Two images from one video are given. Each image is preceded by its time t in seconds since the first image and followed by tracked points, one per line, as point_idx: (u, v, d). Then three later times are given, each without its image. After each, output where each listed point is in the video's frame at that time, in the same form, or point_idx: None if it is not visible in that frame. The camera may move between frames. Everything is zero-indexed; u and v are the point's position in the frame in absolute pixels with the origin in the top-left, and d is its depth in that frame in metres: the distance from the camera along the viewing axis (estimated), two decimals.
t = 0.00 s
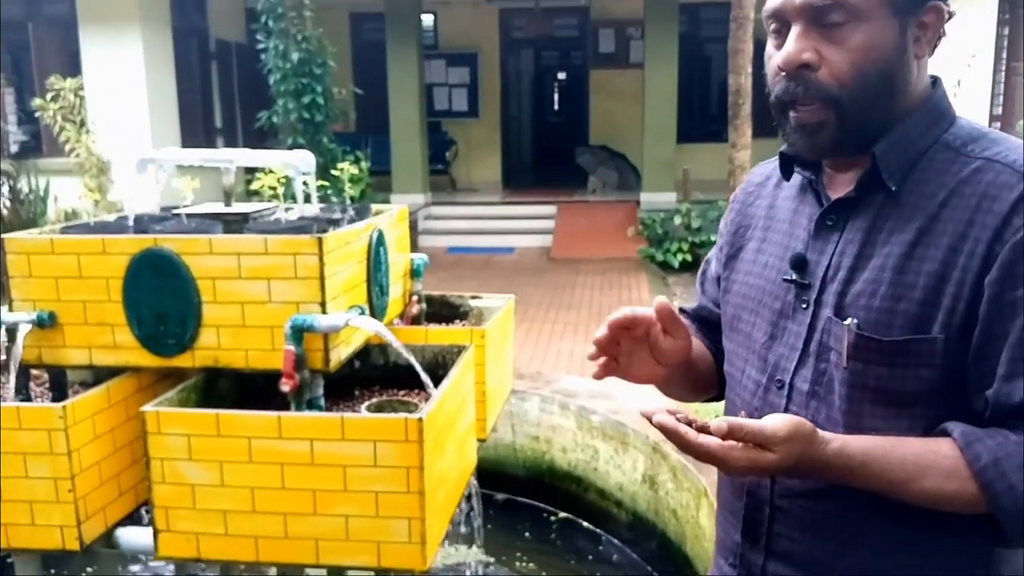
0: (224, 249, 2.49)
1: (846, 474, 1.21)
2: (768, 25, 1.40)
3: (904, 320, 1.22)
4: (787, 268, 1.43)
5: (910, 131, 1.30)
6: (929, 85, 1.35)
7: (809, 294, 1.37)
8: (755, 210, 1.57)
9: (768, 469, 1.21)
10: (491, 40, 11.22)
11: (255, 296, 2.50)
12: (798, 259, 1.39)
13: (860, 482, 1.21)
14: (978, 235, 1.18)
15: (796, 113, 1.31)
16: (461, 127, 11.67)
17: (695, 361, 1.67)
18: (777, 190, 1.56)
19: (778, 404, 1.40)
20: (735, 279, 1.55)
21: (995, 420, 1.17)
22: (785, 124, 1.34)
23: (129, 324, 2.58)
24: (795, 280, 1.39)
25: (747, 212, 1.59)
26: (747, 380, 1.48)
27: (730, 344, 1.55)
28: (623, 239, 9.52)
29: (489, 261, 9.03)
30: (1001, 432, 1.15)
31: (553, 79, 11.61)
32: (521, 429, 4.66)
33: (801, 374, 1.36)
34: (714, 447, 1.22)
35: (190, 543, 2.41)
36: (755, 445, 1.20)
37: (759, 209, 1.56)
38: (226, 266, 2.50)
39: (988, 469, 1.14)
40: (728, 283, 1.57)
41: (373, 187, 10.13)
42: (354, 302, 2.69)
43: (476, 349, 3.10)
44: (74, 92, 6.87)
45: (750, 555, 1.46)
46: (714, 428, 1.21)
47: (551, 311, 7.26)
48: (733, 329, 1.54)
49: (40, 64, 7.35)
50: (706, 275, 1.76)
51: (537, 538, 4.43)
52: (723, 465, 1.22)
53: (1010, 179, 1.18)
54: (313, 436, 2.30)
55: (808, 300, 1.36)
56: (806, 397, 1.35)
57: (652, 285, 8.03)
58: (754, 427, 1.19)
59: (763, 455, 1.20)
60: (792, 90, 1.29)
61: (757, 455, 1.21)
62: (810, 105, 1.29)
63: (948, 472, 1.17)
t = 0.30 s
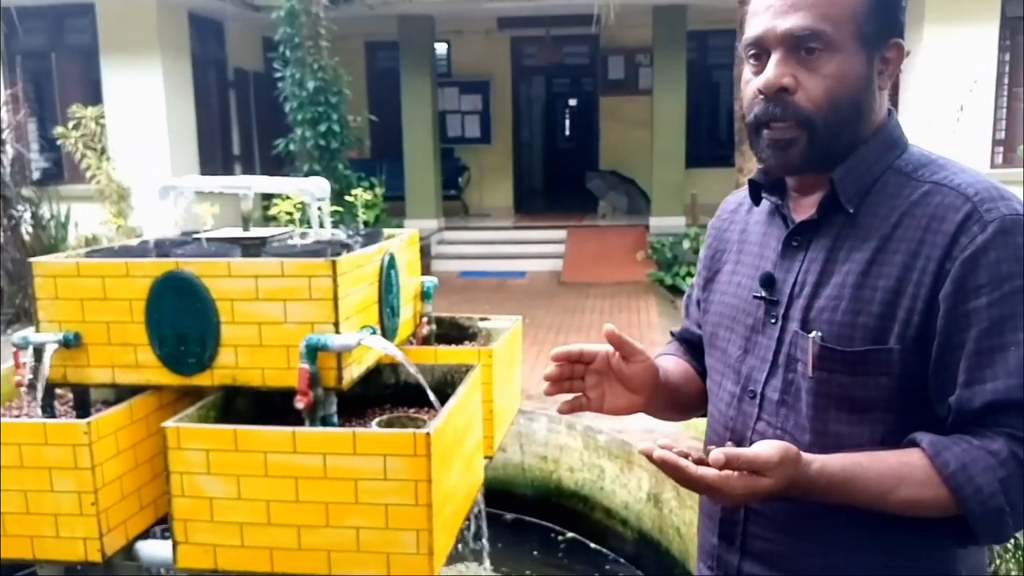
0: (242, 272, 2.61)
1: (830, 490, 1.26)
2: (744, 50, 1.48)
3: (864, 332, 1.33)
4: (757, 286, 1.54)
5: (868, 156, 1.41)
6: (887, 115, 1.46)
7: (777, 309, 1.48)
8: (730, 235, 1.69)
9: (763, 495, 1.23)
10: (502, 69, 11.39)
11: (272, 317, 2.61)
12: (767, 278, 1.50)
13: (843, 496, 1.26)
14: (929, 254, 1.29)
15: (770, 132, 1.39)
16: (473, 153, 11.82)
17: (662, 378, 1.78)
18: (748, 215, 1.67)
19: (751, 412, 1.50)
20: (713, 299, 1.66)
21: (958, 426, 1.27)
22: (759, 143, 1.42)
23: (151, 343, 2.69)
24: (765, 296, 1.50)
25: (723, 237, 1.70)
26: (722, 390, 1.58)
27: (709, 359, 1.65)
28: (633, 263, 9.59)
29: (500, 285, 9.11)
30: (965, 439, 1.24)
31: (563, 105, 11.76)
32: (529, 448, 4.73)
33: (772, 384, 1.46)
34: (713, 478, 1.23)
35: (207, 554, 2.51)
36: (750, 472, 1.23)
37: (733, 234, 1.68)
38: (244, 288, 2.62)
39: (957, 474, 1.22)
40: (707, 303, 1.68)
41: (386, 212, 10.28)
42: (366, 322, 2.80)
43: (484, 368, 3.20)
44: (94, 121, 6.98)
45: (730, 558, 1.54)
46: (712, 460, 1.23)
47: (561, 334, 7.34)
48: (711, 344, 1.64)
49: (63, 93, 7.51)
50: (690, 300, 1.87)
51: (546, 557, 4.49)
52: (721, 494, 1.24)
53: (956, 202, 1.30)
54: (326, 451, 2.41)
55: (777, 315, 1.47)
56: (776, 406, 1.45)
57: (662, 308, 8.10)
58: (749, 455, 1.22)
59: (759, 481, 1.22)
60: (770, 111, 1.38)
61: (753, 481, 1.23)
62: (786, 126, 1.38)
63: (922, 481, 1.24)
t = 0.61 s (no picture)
0: (262, 287, 2.69)
1: (827, 501, 1.32)
2: (746, 75, 1.55)
3: (857, 343, 1.40)
4: (756, 300, 1.61)
5: (863, 177, 1.48)
6: (882, 140, 1.54)
7: (774, 321, 1.55)
8: (730, 252, 1.77)
9: (763, 510, 1.30)
10: (516, 92, 11.56)
11: (290, 331, 2.69)
12: (765, 292, 1.57)
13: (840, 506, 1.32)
14: (920, 268, 1.36)
15: (771, 151, 1.46)
16: (487, 174, 11.94)
17: (670, 395, 1.84)
18: (748, 233, 1.75)
19: (747, 420, 1.57)
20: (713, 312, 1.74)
21: (951, 436, 1.33)
22: (760, 161, 1.49)
23: (173, 357, 2.78)
24: (762, 309, 1.57)
25: (725, 254, 1.78)
26: (721, 400, 1.65)
27: (709, 370, 1.72)
28: (648, 284, 9.65)
29: (513, 305, 9.18)
30: (958, 450, 1.30)
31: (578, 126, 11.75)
32: (541, 468, 4.75)
33: (768, 393, 1.53)
34: (715, 495, 1.30)
35: (225, 562, 2.58)
36: (749, 488, 1.29)
37: (734, 251, 1.76)
38: (263, 303, 2.70)
39: (950, 484, 1.28)
40: (708, 317, 1.76)
41: (400, 232, 10.41)
42: (380, 338, 2.88)
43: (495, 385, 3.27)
44: (116, 142, 7.14)
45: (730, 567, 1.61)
46: (713, 477, 1.29)
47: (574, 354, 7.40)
48: (711, 356, 1.71)
49: (86, 114, 7.71)
50: (693, 317, 1.95)
51: None
52: (723, 509, 1.30)
53: (947, 221, 1.37)
54: (342, 463, 2.48)
55: (773, 326, 1.54)
56: (772, 414, 1.52)
57: (675, 329, 8.14)
58: (748, 472, 1.28)
59: (759, 496, 1.28)
60: (771, 130, 1.44)
61: (752, 496, 1.29)
62: (786, 145, 1.45)
63: (916, 491, 1.30)
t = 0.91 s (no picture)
0: (283, 301, 2.76)
1: (823, 506, 1.37)
2: (744, 104, 1.59)
3: (853, 356, 1.46)
4: (757, 316, 1.68)
5: (858, 199, 1.55)
6: (876, 164, 1.60)
7: (774, 336, 1.62)
8: (731, 269, 1.84)
9: (762, 514, 1.34)
10: (532, 107, 11.56)
11: (309, 344, 2.76)
12: (765, 308, 1.64)
13: (838, 511, 1.37)
14: (913, 285, 1.43)
15: (770, 176, 1.50)
16: (501, 188, 12.08)
17: (680, 410, 1.90)
18: (748, 251, 1.82)
19: (750, 431, 1.64)
20: (716, 327, 1.80)
21: (944, 446, 1.39)
22: (759, 186, 1.53)
23: (196, 368, 2.85)
24: (764, 323, 1.64)
25: (726, 272, 1.85)
26: (725, 412, 1.72)
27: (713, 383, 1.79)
28: (667, 298, 9.50)
29: (528, 318, 9.20)
30: (950, 459, 1.35)
31: (593, 139, 11.97)
32: (557, 482, 4.82)
33: (769, 404, 1.60)
34: (716, 498, 1.35)
35: (245, 570, 2.64)
36: (749, 492, 1.33)
37: (734, 269, 1.83)
38: (284, 317, 2.77)
39: (942, 491, 1.33)
40: (711, 331, 1.82)
41: (415, 244, 10.54)
42: (398, 350, 2.94)
43: (510, 398, 3.33)
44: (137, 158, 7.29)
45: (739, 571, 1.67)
46: (713, 481, 1.34)
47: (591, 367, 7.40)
48: (715, 370, 1.78)
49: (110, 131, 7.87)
50: (696, 332, 2.02)
51: None
52: (724, 512, 1.35)
53: (938, 241, 1.44)
54: (359, 473, 2.54)
55: (774, 340, 1.61)
56: (773, 424, 1.59)
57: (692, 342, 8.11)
58: (748, 477, 1.32)
59: (758, 501, 1.33)
60: (768, 155, 1.48)
61: (751, 500, 1.34)
62: (783, 171, 1.49)
63: (911, 498, 1.36)
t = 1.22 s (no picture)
0: (302, 311, 2.80)
1: (826, 496, 1.43)
2: (737, 128, 1.68)
3: (853, 363, 1.54)
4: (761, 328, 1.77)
5: (852, 214, 1.62)
6: (868, 179, 1.68)
7: (777, 347, 1.70)
8: (733, 283, 1.92)
9: (770, 498, 1.39)
10: (548, 119, 11.60)
11: (326, 354, 2.79)
12: (768, 320, 1.72)
13: (841, 503, 1.44)
14: (907, 293, 1.51)
15: (763, 195, 1.59)
16: (517, 198, 12.09)
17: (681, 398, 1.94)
18: (749, 266, 1.90)
19: (758, 440, 1.72)
20: (722, 339, 1.89)
21: (941, 444, 1.47)
22: (754, 206, 1.62)
23: (216, 377, 2.90)
24: (766, 335, 1.72)
25: (728, 287, 1.93)
26: (732, 421, 1.81)
27: (721, 394, 1.88)
28: (681, 308, 9.52)
29: (543, 328, 8.97)
30: (948, 455, 1.43)
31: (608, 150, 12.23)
32: (572, 492, 4.78)
33: (776, 412, 1.69)
34: (725, 480, 1.38)
35: None
36: (757, 475, 1.38)
37: (736, 283, 1.91)
38: (302, 327, 2.81)
39: (940, 485, 1.41)
40: (717, 343, 1.91)
41: (432, 253, 10.60)
42: (414, 360, 2.98)
43: (526, 408, 3.36)
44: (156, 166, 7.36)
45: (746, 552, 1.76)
46: (722, 462, 1.38)
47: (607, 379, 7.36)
48: (722, 380, 1.86)
49: (130, 141, 7.91)
50: (700, 344, 2.10)
51: None
52: (731, 493, 1.38)
53: (930, 251, 1.52)
54: (376, 482, 2.57)
55: (777, 351, 1.69)
56: (780, 432, 1.67)
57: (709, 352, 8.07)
58: (757, 460, 1.38)
59: (765, 484, 1.38)
60: (761, 177, 1.57)
61: (758, 483, 1.38)
62: (776, 191, 1.57)
63: (910, 491, 1.43)
